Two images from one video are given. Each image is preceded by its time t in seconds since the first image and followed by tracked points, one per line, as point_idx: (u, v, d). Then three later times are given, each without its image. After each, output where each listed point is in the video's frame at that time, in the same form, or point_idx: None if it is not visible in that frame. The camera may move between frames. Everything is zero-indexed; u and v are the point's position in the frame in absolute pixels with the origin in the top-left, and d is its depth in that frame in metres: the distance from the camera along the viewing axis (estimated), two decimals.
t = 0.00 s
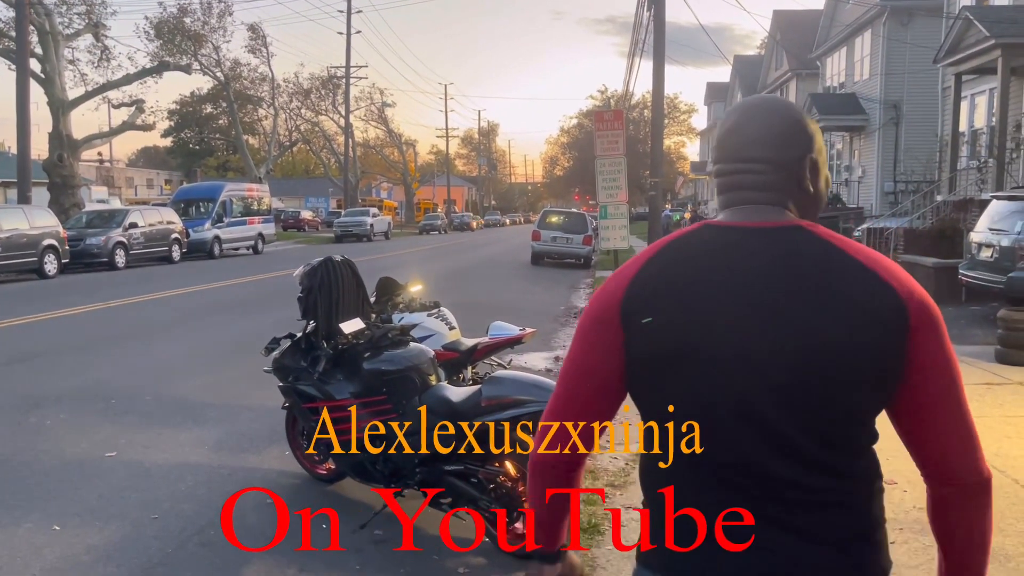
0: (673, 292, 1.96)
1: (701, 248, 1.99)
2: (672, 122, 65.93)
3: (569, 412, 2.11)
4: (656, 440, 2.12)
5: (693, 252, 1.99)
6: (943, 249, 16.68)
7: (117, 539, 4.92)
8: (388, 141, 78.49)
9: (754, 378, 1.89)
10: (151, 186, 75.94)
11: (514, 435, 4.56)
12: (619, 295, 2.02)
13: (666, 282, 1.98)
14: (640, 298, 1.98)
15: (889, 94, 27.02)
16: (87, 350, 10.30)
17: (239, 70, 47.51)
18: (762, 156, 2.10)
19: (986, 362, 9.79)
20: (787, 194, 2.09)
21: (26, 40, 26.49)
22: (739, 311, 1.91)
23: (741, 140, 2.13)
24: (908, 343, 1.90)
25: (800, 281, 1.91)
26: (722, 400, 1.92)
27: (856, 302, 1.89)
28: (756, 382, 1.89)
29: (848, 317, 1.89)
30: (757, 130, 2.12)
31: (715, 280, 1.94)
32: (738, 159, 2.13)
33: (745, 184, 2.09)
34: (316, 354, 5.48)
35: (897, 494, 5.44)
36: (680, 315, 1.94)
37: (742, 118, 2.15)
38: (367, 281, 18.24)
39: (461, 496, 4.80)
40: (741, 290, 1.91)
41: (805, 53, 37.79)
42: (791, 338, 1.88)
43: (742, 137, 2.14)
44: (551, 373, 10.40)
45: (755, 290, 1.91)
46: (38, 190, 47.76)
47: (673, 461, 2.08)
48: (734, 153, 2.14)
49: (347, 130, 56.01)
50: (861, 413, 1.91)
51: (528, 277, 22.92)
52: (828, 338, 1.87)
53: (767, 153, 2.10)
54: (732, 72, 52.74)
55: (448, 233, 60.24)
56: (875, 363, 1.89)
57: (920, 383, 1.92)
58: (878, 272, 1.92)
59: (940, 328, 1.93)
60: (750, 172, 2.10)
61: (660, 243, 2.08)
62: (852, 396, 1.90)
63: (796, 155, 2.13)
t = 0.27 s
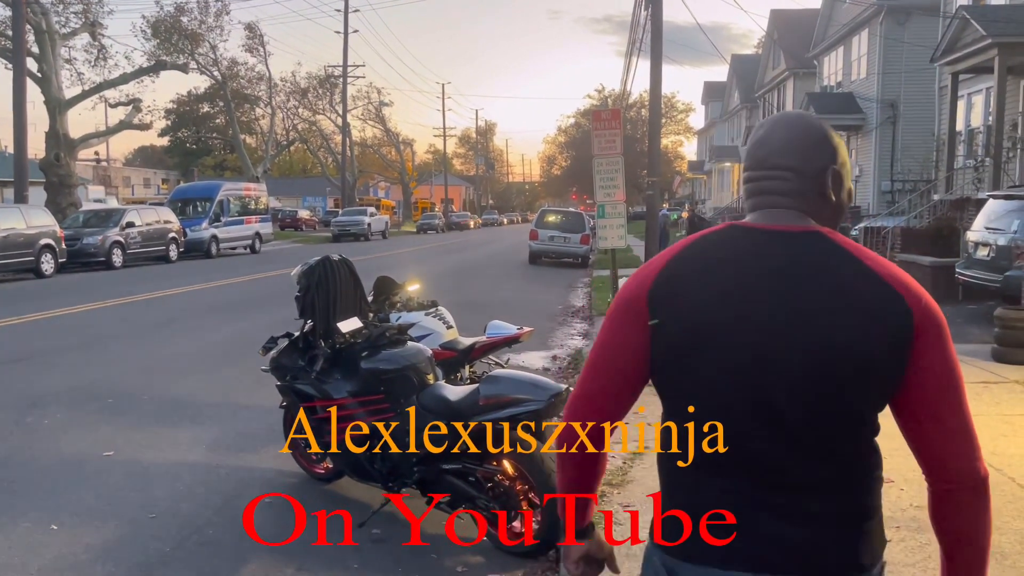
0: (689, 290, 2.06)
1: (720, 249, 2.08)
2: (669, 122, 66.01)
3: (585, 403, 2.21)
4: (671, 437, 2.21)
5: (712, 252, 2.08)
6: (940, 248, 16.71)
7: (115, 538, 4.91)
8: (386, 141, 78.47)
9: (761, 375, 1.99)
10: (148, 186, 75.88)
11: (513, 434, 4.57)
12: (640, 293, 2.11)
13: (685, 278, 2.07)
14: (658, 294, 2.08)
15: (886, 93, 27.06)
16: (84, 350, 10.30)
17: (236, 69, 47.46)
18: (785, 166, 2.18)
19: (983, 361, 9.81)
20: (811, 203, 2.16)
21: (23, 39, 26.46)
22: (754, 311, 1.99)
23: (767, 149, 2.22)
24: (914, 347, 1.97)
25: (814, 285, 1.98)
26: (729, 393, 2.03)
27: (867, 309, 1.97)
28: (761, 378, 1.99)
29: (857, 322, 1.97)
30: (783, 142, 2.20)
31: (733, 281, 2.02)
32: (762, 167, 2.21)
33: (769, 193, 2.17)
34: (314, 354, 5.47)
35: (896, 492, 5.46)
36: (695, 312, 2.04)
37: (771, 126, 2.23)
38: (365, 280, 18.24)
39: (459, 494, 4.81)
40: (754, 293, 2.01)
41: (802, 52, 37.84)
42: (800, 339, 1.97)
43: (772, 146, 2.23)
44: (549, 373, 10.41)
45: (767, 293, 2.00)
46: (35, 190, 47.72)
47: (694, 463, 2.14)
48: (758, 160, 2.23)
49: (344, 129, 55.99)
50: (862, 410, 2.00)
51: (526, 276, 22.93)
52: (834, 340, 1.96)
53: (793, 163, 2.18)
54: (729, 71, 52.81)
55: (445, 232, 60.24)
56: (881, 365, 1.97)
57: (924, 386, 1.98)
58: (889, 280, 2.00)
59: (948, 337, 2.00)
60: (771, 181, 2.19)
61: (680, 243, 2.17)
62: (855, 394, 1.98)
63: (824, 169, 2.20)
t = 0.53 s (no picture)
0: (714, 274, 2.18)
1: (745, 233, 2.20)
2: (669, 122, 66.03)
3: (605, 374, 2.35)
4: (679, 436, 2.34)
5: (736, 238, 2.20)
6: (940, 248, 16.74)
7: (117, 537, 4.93)
8: (386, 141, 78.48)
9: (779, 358, 2.11)
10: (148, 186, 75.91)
11: (515, 435, 4.58)
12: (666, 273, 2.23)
13: (709, 262, 2.19)
14: (684, 276, 2.21)
15: (887, 93, 27.06)
16: (85, 350, 10.31)
17: (236, 69, 47.49)
18: (811, 159, 2.28)
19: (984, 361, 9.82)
20: (830, 192, 2.28)
21: (24, 39, 26.48)
22: (771, 295, 2.12)
23: (795, 139, 2.32)
24: (930, 337, 2.14)
25: (833, 274, 2.11)
26: (746, 374, 2.15)
27: (883, 298, 2.11)
28: (773, 365, 2.11)
29: (873, 310, 2.11)
30: (810, 133, 2.30)
31: (754, 265, 2.15)
32: (788, 158, 2.31)
33: (793, 182, 2.28)
34: (315, 354, 5.48)
35: (897, 493, 5.47)
36: (717, 294, 2.17)
37: (798, 117, 2.34)
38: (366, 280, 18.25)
39: (460, 494, 4.82)
40: (774, 277, 2.13)
41: (802, 52, 37.83)
42: (812, 325, 2.10)
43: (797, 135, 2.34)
44: (549, 373, 10.42)
45: (787, 280, 2.12)
46: (36, 190, 47.73)
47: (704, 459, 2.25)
48: (785, 150, 2.32)
49: (344, 129, 55.98)
50: (865, 401, 2.14)
51: (527, 276, 22.94)
52: (850, 326, 2.10)
53: (818, 156, 2.28)
54: (729, 71, 52.82)
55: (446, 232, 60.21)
56: (893, 352, 2.12)
57: (935, 373, 2.17)
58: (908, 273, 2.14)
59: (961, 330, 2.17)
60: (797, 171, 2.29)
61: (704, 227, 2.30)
62: (862, 383, 2.12)
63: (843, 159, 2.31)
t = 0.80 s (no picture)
0: (727, 279, 2.22)
1: (754, 237, 2.25)
2: (674, 123, 66.10)
3: (618, 376, 2.40)
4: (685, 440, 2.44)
5: (746, 242, 2.24)
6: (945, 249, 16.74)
7: (123, 540, 4.94)
8: (390, 143, 78.64)
9: (781, 357, 2.17)
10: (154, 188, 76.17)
11: (520, 438, 4.59)
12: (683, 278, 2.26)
13: (722, 267, 2.23)
14: (694, 281, 2.24)
15: (891, 94, 27.04)
16: (91, 352, 10.35)
17: (241, 72, 47.66)
18: (814, 168, 2.38)
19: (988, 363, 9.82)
20: (828, 199, 2.37)
21: (30, 43, 26.61)
22: (780, 297, 2.17)
23: (797, 150, 2.41)
24: (923, 333, 2.20)
25: (835, 272, 2.18)
26: (747, 372, 2.21)
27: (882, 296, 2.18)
28: (778, 361, 2.17)
29: (872, 309, 2.17)
30: (810, 144, 2.41)
31: (763, 269, 2.19)
32: (793, 167, 2.40)
33: (797, 190, 2.36)
34: (320, 356, 5.50)
35: (902, 494, 5.47)
36: (727, 298, 2.21)
37: (797, 128, 2.43)
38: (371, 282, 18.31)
39: (465, 496, 4.84)
40: (784, 280, 2.18)
41: (806, 53, 37.84)
42: (815, 322, 2.16)
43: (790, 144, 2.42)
44: (554, 375, 10.44)
45: (797, 284, 2.17)
46: (42, 193, 47.93)
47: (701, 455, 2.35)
48: (789, 160, 2.41)
49: (349, 131, 56.11)
50: (864, 399, 2.22)
51: (531, 278, 22.98)
52: (852, 326, 2.16)
53: (820, 165, 2.38)
54: (734, 73, 52.84)
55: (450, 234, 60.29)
56: (889, 349, 2.18)
57: (928, 368, 2.24)
58: (902, 274, 2.20)
59: (951, 326, 2.23)
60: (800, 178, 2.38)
61: (712, 231, 2.33)
62: (863, 375, 2.19)
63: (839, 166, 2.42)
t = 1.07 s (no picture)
0: (715, 284, 2.34)
1: (735, 247, 2.38)
2: (679, 124, 66.06)
3: (623, 383, 2.51)
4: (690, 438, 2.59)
5: (731, 249, 2.37)
6: (952, 249, 16.70)
7: (130, 540, 4.96)
8: (395, 144, 78.72)
9: (766, 352, 2.29)
10: (159, 190, 76.40)
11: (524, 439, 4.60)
12: (677, 287, 2.39)
13: (711, 276, 2.35)
14: (686, 286, 2.37)
15: (897, 94, 26.99)
16: (98, 353, 10.38)
17: (246, 74, 47.80)
18: (784, 178, 2.51)
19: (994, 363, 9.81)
20: (802, 205, 2.50)
21: (37, 45, 26.72)
22: (763, 298, 2.29)
23: (767, 162, 2.55)
24: (890, 321, 2.30)
25: (814, 271, 2.29)
26: (737, 367, 2.33)
27: (852, 288, 2.28)
28: (765, 354, 2.29)
29: (851, 304, 2.27)
30: (779, 156, 2.54)
31: (746, 274, 2.31)
32: (765, 178, 2.53)
33: (772, 198, 2.49)
34: (327, 357, 5.51)
35: (909, 495, 5.45)
36: (720, 301, 2.33)
37: (767, 142, 2.57)
38: (376, 283, 18.35)
39: (471, 496, 4.85)
40: (767, 281, 2.30)
41: (812, 53, 37.80)
42: (800, 316, 2.27)
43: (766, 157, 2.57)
44: (559, 375, 10.45)
45: (779, 284, 2.29)
46: (48, 194, 48.11)
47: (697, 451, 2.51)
48: (761, 172, 2.55)
49: (354, 133, 56.18)
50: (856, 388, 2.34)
51: (537, 279, 22.98)
52: (828, 319, 2.27)
53: (792, 175, 2.51)
54: (739, 73, 52.78)
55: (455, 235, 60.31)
56: (866, 339, 2.28)
57: (902, 356, 2.33)
58: (867, 266, 2.31)
59: (920, 314, 2.33)
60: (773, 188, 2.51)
61: (699, 243, 2.46)
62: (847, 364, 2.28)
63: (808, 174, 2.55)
